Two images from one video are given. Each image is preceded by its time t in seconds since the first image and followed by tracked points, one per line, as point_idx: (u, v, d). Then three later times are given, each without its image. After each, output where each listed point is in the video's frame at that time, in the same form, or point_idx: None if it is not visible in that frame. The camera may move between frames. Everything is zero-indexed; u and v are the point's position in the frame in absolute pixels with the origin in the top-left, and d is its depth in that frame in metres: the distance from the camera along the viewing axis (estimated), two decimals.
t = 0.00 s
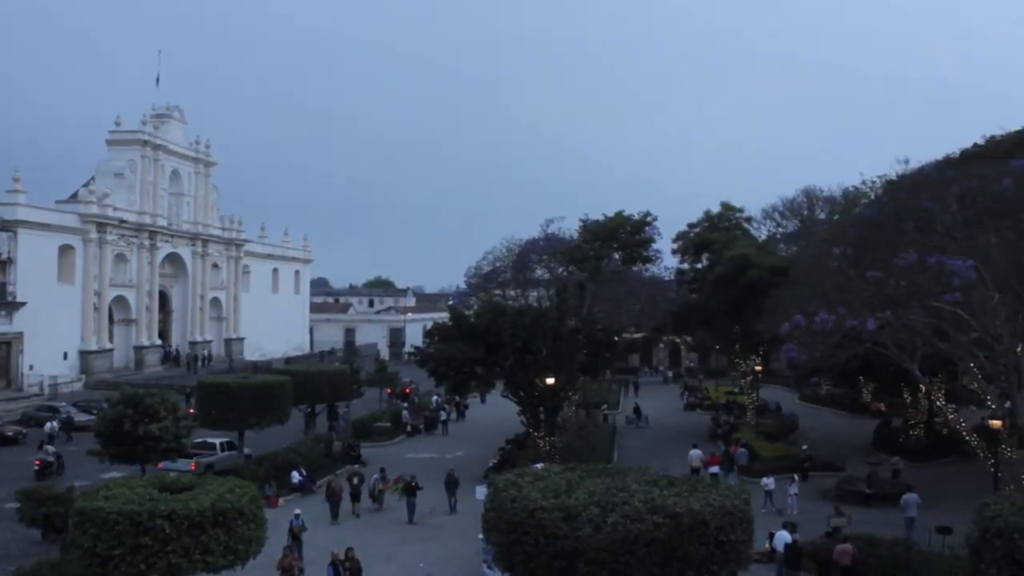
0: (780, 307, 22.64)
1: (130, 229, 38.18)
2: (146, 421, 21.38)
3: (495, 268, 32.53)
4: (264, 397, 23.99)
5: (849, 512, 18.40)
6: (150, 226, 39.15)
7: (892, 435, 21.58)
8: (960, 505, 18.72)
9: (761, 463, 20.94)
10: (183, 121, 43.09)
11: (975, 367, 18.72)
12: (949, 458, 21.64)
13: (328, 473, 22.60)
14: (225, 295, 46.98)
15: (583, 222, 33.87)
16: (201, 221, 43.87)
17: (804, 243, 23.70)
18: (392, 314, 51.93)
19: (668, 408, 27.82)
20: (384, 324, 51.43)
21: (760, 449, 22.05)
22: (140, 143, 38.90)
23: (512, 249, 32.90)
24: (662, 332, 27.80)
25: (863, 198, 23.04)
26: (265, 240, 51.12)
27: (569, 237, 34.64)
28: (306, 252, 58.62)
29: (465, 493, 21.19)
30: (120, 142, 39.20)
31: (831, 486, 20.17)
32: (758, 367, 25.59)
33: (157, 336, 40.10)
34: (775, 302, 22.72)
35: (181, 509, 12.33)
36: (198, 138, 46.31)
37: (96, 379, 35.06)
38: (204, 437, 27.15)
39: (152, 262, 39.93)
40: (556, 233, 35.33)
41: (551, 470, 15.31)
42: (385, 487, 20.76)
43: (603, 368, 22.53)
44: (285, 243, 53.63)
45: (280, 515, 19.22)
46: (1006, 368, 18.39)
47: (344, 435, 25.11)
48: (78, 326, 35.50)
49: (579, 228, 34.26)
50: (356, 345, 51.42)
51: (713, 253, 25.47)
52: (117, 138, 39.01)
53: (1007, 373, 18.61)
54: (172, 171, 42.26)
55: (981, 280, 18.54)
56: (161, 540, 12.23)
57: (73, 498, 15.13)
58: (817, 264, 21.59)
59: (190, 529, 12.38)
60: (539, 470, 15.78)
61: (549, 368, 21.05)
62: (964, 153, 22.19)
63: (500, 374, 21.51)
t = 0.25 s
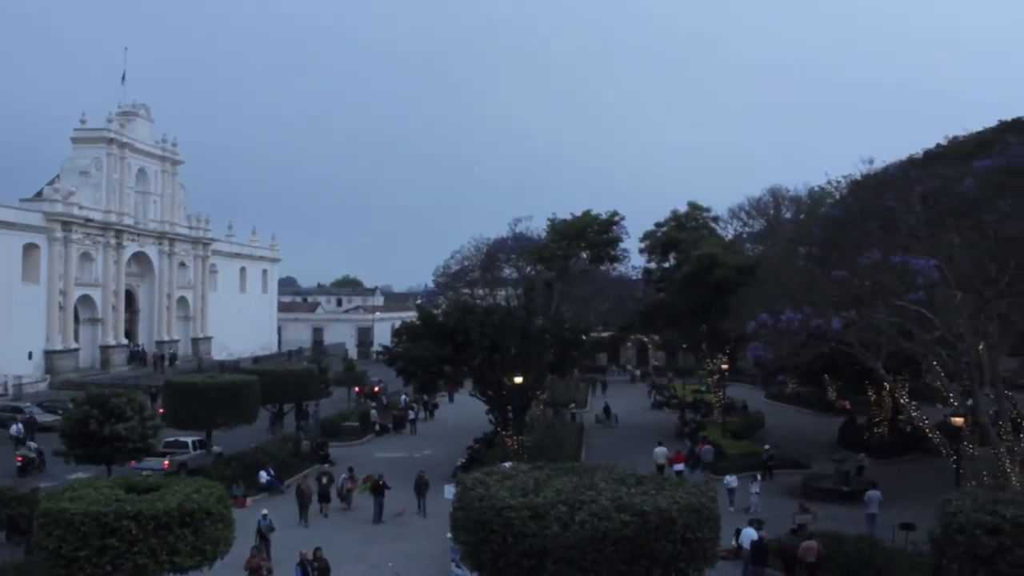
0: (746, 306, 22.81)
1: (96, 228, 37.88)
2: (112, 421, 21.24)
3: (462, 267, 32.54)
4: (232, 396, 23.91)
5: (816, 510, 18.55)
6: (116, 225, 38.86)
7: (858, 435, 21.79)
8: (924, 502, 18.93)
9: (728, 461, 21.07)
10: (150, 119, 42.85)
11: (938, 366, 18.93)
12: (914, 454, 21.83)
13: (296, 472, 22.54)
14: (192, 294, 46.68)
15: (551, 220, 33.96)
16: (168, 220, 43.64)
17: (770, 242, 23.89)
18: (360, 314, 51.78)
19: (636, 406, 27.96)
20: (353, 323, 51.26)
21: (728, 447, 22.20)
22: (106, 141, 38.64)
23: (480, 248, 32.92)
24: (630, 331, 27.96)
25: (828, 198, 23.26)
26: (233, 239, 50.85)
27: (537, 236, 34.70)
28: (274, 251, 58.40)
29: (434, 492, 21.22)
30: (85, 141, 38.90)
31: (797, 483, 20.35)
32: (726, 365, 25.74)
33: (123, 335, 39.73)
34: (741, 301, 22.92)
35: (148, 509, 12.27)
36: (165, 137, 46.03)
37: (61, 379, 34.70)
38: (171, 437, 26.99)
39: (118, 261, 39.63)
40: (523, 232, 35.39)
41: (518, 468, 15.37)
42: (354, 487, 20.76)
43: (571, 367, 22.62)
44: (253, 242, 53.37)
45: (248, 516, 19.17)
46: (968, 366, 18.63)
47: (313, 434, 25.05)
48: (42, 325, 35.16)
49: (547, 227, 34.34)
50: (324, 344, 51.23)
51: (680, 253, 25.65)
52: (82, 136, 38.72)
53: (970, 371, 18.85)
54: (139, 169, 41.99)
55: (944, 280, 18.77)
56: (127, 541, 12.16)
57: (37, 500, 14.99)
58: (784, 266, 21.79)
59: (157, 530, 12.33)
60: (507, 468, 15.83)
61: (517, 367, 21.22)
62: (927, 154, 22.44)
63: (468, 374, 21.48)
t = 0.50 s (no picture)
0: (713, 312, 23.78)
1: (83, 236, 38.58)
2: (99, 424, 21.96)
3: (440, 273, 33.39)
4: (216, 399, 24.67)
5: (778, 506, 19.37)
6: (103, 233, 39.57)
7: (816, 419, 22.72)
8: (882, 499, 19.71)
9: (694, 461, 22.00)
10: (137, 129, 43.65)
11: (892, 368, 19.83)
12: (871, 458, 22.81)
13: (279, 473, 23.28)
14: (177, 300, 47.36)
15: (528, 228, 34.92)
16: (154, 228, 44.43)
17: (736, 251, 24.86)
18: (342, 319, 52.50)
19: (610, 409, 28.85)
20: (335, 329, 51.97)
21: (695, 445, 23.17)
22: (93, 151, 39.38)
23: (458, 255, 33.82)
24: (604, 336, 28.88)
25: (792, 208, 24.24)
26: (217, 245, 51.59)
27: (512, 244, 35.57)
28: (257, 257, 59.13)
29: (412, 491, 22.06)
30: (73, 150, 39.66)
31: (761, 482, 21.25)
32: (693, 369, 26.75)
33: (109, 340, 40.32)
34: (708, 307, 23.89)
35: (135, 508, 12.06)
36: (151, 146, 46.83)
37: (49, 383, 35.32)
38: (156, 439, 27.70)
39: (105, 267, 40.32)
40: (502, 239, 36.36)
41: (493, 466, 16.20)
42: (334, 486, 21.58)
43: (544, 370, 23.66)
44: (236, 248, 54.09)
45: (232, 514, 19.94)
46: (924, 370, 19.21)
47: (296, 436, 25.82)
48: (30, 331, 35.80)
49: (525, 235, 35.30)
50: (307, 349, 51.93)
51: (651, 261, 26.61)
52: (70, 146, 39.48)
53: (923, 374, 19.69)
54: (125, 178, 42.77)
55: (900, 287, 19.60)
56: (113, 541, 11.94)
57: (31, 497, 15.72)
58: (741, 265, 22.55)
59: (144, 529, 12.12)
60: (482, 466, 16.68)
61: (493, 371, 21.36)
62: (886, 167, 23.43)
63: (446, 376, 22.51)
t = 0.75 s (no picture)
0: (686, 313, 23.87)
1: (53, 231, 38.27)
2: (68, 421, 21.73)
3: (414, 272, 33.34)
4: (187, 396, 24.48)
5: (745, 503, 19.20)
6: (74, 228, 39.28)
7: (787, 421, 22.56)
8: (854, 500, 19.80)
9: (662, 460, 22.11)
10: (109, 124, 43.45)
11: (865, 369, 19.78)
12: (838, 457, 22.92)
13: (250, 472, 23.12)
14: (148, 297, 47.07)
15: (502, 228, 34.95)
16: (126, 224, 44.32)
17: (709, 251, 24.99)
18: (315, 317, 52.30)
19: (582, 409, 28.88)
20: (308, 327, 51.75)
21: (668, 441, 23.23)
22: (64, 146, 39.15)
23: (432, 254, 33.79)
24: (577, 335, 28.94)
25: (764, 210, 24.41)
26: (189, 243, 51.33)
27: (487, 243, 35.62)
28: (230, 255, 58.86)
29: (384, 491, 21.98)
30: (44, 145, 39.44)
31: (733, 482, 21.30)
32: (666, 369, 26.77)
33: (79, 337, 39.92)
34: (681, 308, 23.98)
35: (103, 508, 11.93)
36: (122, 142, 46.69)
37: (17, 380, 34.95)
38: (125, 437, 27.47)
39: (75, 263, 40.01)
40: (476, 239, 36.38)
41: (466, 465, 16.16)
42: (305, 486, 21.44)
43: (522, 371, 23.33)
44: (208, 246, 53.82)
45: (202, 514, 19.75)
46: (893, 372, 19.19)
47: (267, 434, 25.68)
48: None
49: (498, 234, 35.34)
50: (280, 347, 51.68)
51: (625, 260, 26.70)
52: (40, 140, 39.23)
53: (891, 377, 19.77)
54: (96, 173, 42.56)
55: (871, 289, 19.68)
56: (81, 540, 11.78)
57: None
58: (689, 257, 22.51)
59: (113, 528, 12.00)
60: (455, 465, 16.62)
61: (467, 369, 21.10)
62: (855, 170, 23.61)
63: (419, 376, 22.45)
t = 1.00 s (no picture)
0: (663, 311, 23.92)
1: (27, 227, 37.94)
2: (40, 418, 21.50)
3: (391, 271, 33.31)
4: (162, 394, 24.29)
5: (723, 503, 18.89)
6: (48, 224, 38.98)
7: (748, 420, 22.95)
8: (830, 497, 19.87)
9: (637, 458, 22.13)
10: (83, 120, 43.21)
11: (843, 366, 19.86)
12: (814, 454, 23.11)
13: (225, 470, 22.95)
14: (123, 294, 46.76)
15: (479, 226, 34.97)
16: (100, 221, 44.08)
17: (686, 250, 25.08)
18: (291, 315, 52.08)
19: (560, 407, 28.90)
20: (284, 324, 51.52)
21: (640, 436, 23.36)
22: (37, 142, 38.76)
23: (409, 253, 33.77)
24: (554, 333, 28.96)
25: (741, 208, 24.52)
26: (164, 240, 51.02)
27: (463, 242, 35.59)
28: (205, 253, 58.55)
29: (360, 489, 21.89)
30: (17, 140, 39.16)
31: (710, 480, 21.33)
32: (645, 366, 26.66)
33: (53, 335, 39.53)
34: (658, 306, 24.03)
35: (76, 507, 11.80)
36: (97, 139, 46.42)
37: None
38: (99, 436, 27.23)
39: (48, 260, 39.70)
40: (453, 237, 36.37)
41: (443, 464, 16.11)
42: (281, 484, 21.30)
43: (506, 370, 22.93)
44: (183, 243, 53.51)
45: (177, 512, 19.54)
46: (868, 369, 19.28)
47: (244, 432, 25.53)
48: None
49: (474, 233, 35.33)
50: (256, 345, 51.41)
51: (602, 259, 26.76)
52: (13, 136, 38.96)
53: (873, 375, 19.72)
54: (71, 169, 42.30)
55: (846, 288, 19.77)
56: (54, 540, 11.62)
57: None
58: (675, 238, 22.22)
59: (86, 528, 11.90)
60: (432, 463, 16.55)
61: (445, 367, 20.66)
62: (831, 169, 23.76)
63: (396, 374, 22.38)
